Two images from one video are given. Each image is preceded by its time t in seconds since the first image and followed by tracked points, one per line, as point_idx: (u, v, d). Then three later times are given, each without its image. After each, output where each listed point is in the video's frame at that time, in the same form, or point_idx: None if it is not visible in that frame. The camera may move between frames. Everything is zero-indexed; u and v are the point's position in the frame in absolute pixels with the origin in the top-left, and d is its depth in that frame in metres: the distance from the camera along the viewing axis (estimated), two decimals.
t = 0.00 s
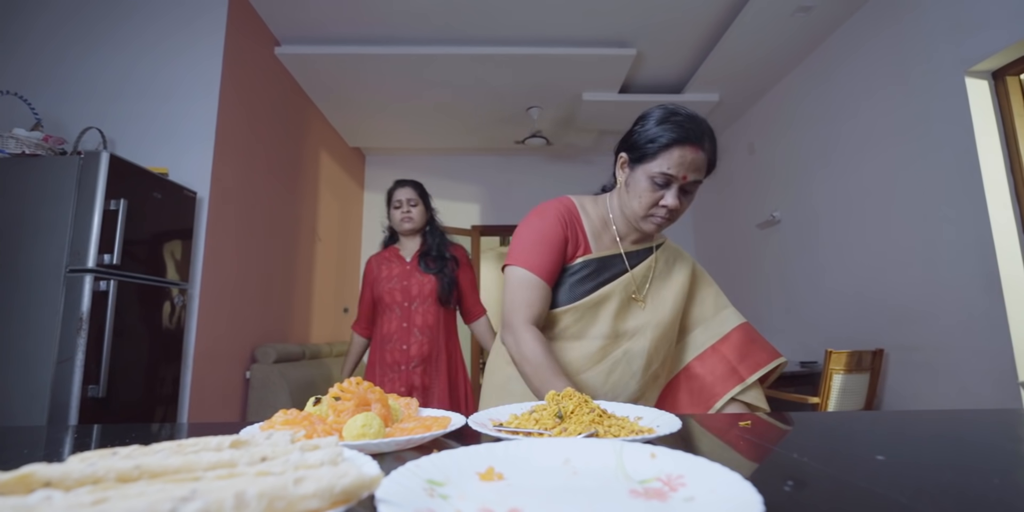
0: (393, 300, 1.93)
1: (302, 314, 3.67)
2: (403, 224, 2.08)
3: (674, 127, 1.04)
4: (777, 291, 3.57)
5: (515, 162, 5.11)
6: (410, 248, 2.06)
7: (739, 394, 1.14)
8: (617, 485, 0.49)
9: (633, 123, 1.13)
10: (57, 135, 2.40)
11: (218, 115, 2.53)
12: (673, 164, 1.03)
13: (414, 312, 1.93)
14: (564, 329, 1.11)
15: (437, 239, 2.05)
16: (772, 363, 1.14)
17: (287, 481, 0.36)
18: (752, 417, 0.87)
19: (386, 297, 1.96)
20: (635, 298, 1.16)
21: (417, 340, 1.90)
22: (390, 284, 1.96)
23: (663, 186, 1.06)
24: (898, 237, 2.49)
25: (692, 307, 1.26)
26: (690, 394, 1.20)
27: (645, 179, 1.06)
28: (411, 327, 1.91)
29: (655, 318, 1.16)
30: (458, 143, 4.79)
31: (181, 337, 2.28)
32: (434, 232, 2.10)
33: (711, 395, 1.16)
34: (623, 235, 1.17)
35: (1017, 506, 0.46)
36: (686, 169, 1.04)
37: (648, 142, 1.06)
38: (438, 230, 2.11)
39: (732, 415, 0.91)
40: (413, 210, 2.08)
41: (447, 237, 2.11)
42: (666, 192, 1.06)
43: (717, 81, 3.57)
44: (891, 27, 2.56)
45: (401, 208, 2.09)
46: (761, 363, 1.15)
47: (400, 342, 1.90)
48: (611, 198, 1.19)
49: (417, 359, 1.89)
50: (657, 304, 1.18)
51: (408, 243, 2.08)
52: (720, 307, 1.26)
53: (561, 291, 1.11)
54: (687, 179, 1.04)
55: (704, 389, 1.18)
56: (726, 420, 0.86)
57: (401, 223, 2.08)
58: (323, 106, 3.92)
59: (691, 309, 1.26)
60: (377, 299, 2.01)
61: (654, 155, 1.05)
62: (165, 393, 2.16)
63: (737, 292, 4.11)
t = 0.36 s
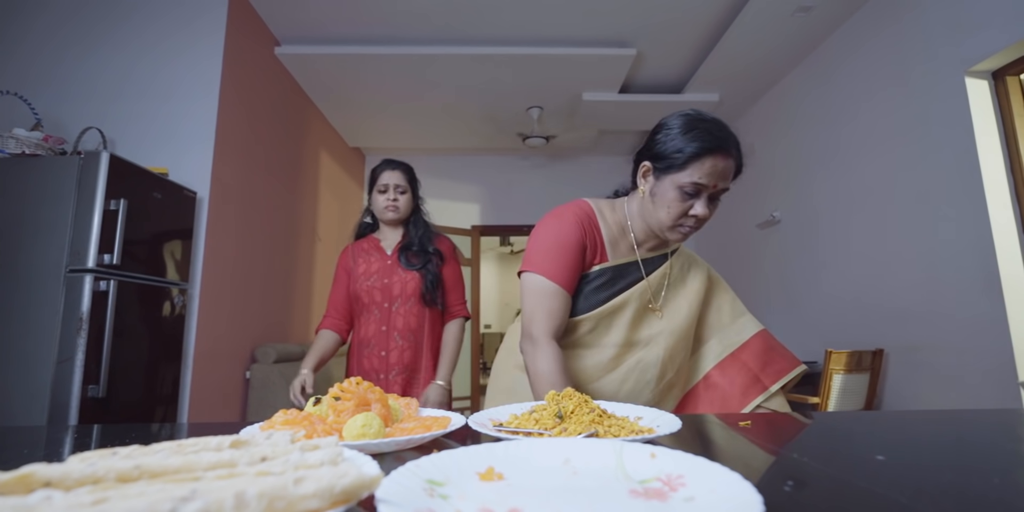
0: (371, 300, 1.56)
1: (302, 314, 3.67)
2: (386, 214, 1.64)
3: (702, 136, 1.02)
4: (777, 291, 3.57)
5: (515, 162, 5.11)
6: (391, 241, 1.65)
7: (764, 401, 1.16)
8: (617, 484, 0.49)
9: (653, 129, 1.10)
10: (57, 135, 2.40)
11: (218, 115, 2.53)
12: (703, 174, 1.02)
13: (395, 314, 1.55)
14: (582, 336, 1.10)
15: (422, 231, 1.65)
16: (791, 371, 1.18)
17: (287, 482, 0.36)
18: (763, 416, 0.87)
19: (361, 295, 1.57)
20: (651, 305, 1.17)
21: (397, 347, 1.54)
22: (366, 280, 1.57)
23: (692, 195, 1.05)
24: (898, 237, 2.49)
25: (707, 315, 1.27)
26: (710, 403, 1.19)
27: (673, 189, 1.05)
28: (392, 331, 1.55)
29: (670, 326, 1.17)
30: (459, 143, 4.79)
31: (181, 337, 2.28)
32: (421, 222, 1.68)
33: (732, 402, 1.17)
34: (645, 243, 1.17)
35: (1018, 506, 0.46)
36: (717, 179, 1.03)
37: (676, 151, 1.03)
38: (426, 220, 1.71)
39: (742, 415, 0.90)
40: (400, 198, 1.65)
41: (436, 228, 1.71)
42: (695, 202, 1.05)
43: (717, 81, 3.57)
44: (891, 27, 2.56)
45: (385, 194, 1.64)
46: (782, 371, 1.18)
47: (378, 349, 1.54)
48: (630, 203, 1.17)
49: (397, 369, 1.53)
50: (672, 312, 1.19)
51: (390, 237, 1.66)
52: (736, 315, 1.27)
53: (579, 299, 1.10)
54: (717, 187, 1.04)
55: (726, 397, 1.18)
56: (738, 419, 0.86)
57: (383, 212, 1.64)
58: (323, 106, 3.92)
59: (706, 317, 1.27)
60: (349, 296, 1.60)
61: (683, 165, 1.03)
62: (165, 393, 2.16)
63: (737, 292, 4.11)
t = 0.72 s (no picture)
0: (354, 287, 1.41)
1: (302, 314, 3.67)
2: (389, 196, 1.52)
3: (718, 139, 1.03)
4: (777, 291, 3.57)
5: (515, 162, 5.11)
6: (386, 225, 1.53)
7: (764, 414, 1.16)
8: (617, 485, 0.49)
9: (664, 134, 1.10)
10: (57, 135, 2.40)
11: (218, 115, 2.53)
12: (719, 178, 1.03)
13: (381, 305, 1.40)
14: (589, 342, 1.10)
15: (425, 219, 1.55)
16: (793, 383, 1.16)
17: (287, 481, 0.36)
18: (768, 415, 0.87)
19: (344, 283, 1.43)
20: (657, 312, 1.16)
21: (382, 343, 1.37)
22: (350, 265, 1.43)
23: (708, 200, 1.06)
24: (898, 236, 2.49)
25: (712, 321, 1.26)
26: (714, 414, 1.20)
27: (689, 194, 1.06)
28: (377, 323, 1.39)
29: (677, 334, 1.17)
30: (458, 143, 4.79)
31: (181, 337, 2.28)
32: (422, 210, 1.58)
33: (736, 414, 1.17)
34: (656, 248, 1.17)
35: (1017, 506, 0.46)
36: (733, 182, 1.04)
37: (691, 156, 1.04)
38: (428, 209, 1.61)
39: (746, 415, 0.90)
40: (409, 181, 1.53)
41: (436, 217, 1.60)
42: (711, 206, 1.06)
43: (717, 81, 3.57)
44: (891, 27, 2.56)
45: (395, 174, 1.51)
46: (783, 383, 1.16)
47: (360, 344, 1.37)
48: (640, 208, 1.17)
49: (382, 367, 1.37)
50: (679, 320, 1.18)
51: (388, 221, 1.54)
52: (741, 323, 1.26)
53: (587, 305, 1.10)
54: (732, 191, 1.05)
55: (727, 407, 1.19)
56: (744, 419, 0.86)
57: (388, 193, 1.52)
58: (323, 106, 3.92)
59: (713, 323, 1.26)
60: (332, 286, 1.47)
61: (699, 170, 1.03)
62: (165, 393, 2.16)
63: (737, 292, 4.11)
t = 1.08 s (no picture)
0: (338, 286, 1.35)
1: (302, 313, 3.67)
2: (373, 183, 1.44)
3: (721, 151, 1.03)
4: (777, 291, 3.57)
5: (515, 162, 5.11)
6: (370, 214, 1.46)
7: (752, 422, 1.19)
8: (617, 485, 0.49)
9: (666, 145, 1.10)
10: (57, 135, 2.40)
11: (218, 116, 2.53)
12: (723, 190, 1.03)
13: (367, 307, 1.34)
14: (596, 353, 1.10)
15: (414, 206, 1.47)
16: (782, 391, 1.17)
17: (287, 482, 0.36)
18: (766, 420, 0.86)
19: (327, 282, 1.36)
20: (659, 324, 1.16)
21: (369, 348, 1.32)
22: (334, 262, 1.36)
23: (711, 211, 1.06)
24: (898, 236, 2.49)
25: (709, 328, 1.27)
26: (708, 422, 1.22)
27: (693, 205, 1.06)
28: (363, 327, 1.33)
29: (679, 344, 1.18)
30: (458, 143, 4.79)
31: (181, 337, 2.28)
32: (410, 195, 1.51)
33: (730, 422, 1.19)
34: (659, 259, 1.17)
35: (1018, 506, 0.46)
36: (736, 193, 1.05)
37: (694, 168, 1.04)
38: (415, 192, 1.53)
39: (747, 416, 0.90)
40: (393, 166, 1.44)
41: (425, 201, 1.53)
42: (715, 217, 1.06)
43: (717, 81, 3.57)
44: (892, 27, 2.56)
45: (376, 158, 1.43)
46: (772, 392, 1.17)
47: (345, 349, 1.32)
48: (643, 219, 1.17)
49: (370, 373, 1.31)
50: (680, 330, 1.19)
51: (372, 209, 1.48)
52: (734, 332, 1.26)
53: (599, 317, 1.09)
54: (735, 202, 1.06)
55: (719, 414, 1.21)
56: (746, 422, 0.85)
57: (371, 180, 1.44)
58: (323, 106, 3.92)
59: (708, 331, 1.27)
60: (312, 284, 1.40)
61: (703, 182, 1.04)
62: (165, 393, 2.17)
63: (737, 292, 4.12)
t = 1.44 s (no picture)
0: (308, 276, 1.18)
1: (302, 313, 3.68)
2: (334, 164, 1.27)
3: (706, 159, 1.04)
4: (777, 291, 3.57)
5: (516, 162, 5.10)
6: (329, 199, 1.30)
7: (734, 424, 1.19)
8: (617, 485, 0.49)
9: (653, 155, 1.11)
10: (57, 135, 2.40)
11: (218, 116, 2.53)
12: (708, 197, 1.04)
13: (344, 298, 1.20)
14: (591, 361, 1.10)
15: (380, 188, 1.37)
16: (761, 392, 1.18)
17: (287, 481, 0.36)
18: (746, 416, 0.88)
19: (292, 273, 1.18)
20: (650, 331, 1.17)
21: (347, 344, 1.18)
22: (299, 249, 1.19)
23: (698, 218, 1.06)
24: (898, 237, 2.49)
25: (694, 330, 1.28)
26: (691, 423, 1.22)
27: (680, 212, 1.06)
28: (340, 321, 1.19)
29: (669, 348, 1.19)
30: (458, 143, 4.79)
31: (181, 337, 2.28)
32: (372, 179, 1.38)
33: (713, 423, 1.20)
34: (650, 266, 1.18)
35: (1017, 506, 0.46)
36: (722, 200, 1.05)
37: (679, 177, 1.05)
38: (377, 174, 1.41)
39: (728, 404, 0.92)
40: (358, 146, 1.28)
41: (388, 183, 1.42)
42: (702, 224, 1.07)
43: (717, 81, 3.57)
44: (892, 26, 2.56)
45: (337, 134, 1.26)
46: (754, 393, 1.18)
47: (320, 346, 1.16)
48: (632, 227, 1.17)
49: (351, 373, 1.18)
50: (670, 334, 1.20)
51: (332, 195, 1.31)
52: (717, 335, 1.27)
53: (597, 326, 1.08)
54: (722, 208, 1.06)
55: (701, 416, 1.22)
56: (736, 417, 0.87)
57: (332, 160, 1.27)
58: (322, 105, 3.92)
59: (694, 333, 1.28)
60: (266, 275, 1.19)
61: (689, 189, 1.04)
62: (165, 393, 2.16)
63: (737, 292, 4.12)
